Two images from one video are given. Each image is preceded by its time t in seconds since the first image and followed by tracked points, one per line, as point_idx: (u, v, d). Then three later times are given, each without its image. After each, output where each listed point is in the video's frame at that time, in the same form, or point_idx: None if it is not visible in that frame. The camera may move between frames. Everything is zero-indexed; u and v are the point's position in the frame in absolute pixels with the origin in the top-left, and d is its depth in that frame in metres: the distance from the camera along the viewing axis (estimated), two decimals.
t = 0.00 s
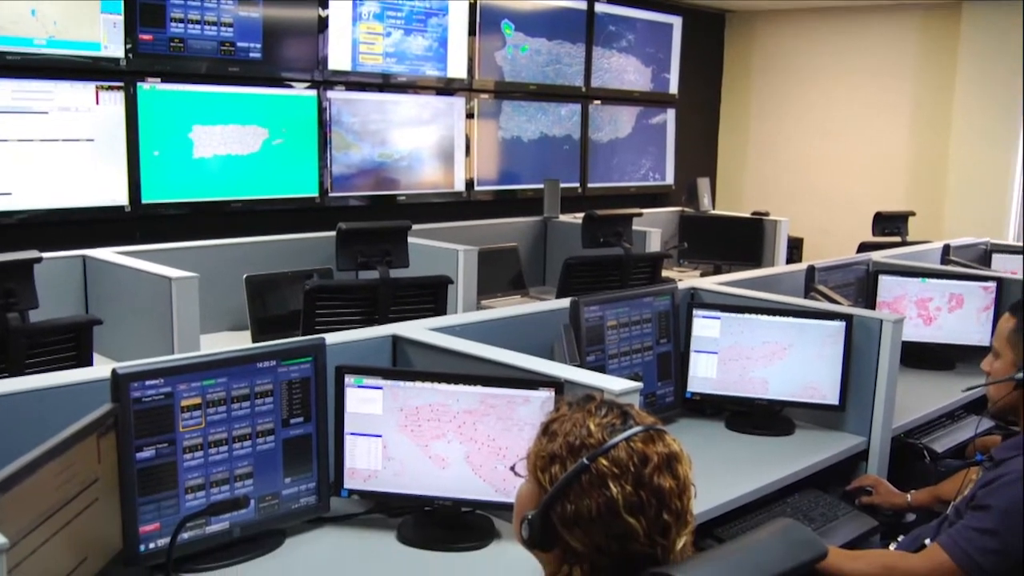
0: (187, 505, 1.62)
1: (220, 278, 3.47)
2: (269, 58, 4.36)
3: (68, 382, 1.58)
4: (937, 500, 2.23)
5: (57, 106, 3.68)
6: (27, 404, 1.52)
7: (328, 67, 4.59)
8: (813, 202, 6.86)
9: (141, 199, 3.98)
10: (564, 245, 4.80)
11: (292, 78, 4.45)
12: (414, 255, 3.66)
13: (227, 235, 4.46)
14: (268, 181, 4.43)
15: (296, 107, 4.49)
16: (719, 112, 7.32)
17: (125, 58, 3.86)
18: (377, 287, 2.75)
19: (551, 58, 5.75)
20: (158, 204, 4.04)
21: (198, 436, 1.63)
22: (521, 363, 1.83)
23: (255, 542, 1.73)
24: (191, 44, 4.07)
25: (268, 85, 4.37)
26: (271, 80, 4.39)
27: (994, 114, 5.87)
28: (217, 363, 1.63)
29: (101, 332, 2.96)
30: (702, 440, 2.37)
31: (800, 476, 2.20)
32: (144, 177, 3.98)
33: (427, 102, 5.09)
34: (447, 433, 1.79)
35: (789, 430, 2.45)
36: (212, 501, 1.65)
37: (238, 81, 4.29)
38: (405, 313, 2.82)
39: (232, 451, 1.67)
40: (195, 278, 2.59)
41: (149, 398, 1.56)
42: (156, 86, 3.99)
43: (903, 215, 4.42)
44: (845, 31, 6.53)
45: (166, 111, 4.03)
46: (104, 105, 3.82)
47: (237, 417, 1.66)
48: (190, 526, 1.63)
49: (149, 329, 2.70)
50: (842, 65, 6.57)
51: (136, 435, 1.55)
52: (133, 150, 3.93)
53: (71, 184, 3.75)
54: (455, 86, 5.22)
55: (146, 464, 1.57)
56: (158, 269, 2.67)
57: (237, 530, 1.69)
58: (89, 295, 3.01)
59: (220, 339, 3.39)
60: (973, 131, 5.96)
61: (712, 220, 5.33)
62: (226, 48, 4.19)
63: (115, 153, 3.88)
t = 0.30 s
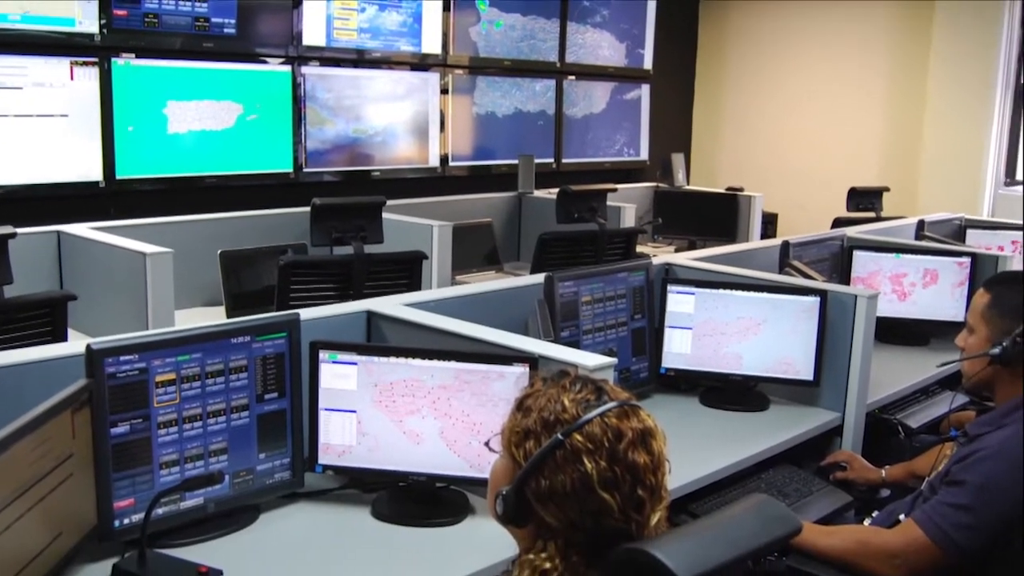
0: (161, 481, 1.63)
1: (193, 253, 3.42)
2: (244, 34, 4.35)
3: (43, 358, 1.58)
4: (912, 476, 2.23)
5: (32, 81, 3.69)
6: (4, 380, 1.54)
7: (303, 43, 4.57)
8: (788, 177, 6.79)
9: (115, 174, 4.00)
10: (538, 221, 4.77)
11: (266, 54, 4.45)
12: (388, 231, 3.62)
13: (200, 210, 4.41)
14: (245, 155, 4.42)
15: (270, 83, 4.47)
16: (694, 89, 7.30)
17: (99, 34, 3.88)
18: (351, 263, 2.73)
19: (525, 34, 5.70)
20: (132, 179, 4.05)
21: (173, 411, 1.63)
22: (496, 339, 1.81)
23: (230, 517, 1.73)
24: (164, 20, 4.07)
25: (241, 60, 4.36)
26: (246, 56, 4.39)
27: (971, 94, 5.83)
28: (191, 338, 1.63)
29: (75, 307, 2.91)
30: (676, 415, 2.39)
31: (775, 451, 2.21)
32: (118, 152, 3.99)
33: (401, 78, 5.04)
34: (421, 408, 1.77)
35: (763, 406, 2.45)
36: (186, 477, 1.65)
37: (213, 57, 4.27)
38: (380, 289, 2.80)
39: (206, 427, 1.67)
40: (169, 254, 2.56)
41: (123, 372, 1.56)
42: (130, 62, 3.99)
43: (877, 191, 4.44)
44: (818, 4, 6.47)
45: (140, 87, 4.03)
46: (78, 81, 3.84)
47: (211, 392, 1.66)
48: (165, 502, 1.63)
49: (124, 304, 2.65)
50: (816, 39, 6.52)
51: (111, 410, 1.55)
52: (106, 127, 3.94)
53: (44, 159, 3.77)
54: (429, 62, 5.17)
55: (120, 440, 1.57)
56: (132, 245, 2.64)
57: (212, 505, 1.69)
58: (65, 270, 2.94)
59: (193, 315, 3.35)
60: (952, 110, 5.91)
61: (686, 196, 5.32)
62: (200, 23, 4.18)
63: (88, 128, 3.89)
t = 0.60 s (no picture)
0: (136, 456, 1.62)
1: (167, 229, 3.37)
2: (219, 10, 4.28)
3: (16, 334, 1.57)
4: (886, 451, 2.24)
5: (5, 57, 3.64)
6: None
7: (277, 19, 4.51)
8: (763, 153, 6.78)
9: (90, 150, 3.96)
10: (513, 197, 4.74)
11: (241, 29, 4.38)
12: (362, 207, 3.58)
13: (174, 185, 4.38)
14: (219, 131, 4.38)
15: (245, 59, 4.43)
16: (669, 64, 7.26)
17: (73, 10, 3.83)
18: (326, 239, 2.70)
19: (500, 9, 5.65)
20: (106, 155, 4.02)
21: (147, 387, 1.62)
22: (472, 315, 1.79)
23: (204, 493, 1.71)
24: None
25: (215, 36, 4.30)
26: (220, 32, 4.32)
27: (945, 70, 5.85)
28: (166, 314, 1.62)
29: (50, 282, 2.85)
30: (651, 390, 2.39)
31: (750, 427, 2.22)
32: (93, 127, 3.95)
33: (376, 53, 5.00)
34: (396, 383, 1.75)
35: (738, 381, 2.46)
36: (161, 452, 1.64)
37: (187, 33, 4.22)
38: (356, 265, 2.77)
39: (181, 402, 1.66)
40: (143, 229, 2.52)
41: (98, 348, 1.55)
42: (105, 37, 3.93)
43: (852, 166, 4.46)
44: None
45: (115, 61, 3.98)
46: (53, 57, 3.79)
47: (185, 368, 1.65)
48: (139, 478, 1.62)
49: (98, 281, 2.61)
50: (792, 13, 6.50)
51: (86, 386, 1.54)
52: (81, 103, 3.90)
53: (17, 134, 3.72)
54: (404, 37, 5.11)
55: (95, 416, 1.56)
56: (105, 221, 2.59)
57: (187, 481, 1.68)
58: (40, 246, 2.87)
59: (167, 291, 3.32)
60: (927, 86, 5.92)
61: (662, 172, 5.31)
62: None
63: (63, 104, 3.84)
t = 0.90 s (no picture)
0: (111, 433, 1.60)
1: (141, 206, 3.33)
2: None
3: None
4: (861, 428, 2.26)
5: None
6: None
7: None
8: (738, 129, 6.77)
9: (64, 127, 3.94)
10: (488, 173, 4.70)
11: (215, 5, 4.35)
12: (336, 183, 3.54)
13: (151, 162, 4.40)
14: (194, 109, 4.37)
15: (220, 36, 4.39)
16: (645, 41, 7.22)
17: None
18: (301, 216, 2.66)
19: None
20: (80, 133, 4.00)
21: (123, 363, 1.60)
22: (448, 292, 1.77)
23: (180, 470, 1.69)
24: None
25: (192, 13, 4.28)
26: (197, 9, 4.30)
27: (920, 47, 5.86)
28: (141, 290, 1.60)
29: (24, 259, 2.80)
30: (626, 368, 2.39)
31: (726, 403, 2.23)
32: (67, 105, 3.93)
33: (351, 30, 4.95)
34: (371, 360, 1.74)
35: (713, 357, 2.46)
36: (136, 429, 1.62)
37: (161, 8, 4.17)
38: (331, 241, 2.74)
39: (156, 379, 1.64)
40: (119, 205, 2.48)
41: (73, 325, 1.53)
42: (80, 14, 3.89)
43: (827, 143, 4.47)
44: None
45: (91, 37, 3.95)
46: (28, 34, 3.75)
47: (161, 344, 1.63)
48: (115, 455, 1.60)
49: (70, 258, 2.57)
50: None
51: (61, 362, 1.52)
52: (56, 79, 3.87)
53: None
54: (379, 14, 5.06)
55: (70, 392, 1.54)
56: (79, 196, 2.54)
57: (162, 458, 1.66)
58: (14, 221, 2.81)
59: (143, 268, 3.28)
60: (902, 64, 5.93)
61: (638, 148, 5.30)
62: None
63: (37, 80, 3.81)
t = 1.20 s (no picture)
0: (88, 412, 1.57)
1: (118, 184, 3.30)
2: None
3: None
4: (838, 406, 2.27)
5: None
6: None
7: None
8: (716, 108, 6.77)
9: (43, 105, 3.97)
10: (465, 150, 4.67)
11: None
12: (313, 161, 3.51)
13: (132, 138, 4.51)
14: (170, 87, 4.42)
15: (198, 13, 4.42)
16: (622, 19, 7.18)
17: None
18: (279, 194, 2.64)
19: None
20: (58, 111, 4.04)
21: (100, 341, 1.57)
22: (426, 270, 1.76)
23: (157, 448, 1.67)
24: None
25: None
26: None
27: (898, 26, 5.85)
28: (119, 268, 1.57)
29: None
30: (603, 346, 2.39)
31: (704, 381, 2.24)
32: (46, 83, 3.96)
33: (329, 8, 4.97)
34: (349, 338, 1.72)
35: (691, 335, 2.47)
36: (113, 407, 1.60)
37: None
38: (308, 220, 2.70)
39: (134, 357, 1.62)
40: (97, 184, 2.44)
41: (51, 304, 1.50)
42: None
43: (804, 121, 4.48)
44: None
45: (69, 16, 3.97)
46: (6, 13, 3.75)
47: (138, 323, 1.61)
48: (92, 433, 1.58)
49: (45, 237, 2.53)
50: None
51: (39, 341, 1.50)
52: (35, 58, 3.89)
53: None
54: None
55: (48, 371, 1.51)
56: (54, 173, 2.50)
57: (139, 436, 1.64)
58: None
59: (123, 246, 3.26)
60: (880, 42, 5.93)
61: (616, 127, 5.29)
62: None
63: (16, 59, 3.82)
